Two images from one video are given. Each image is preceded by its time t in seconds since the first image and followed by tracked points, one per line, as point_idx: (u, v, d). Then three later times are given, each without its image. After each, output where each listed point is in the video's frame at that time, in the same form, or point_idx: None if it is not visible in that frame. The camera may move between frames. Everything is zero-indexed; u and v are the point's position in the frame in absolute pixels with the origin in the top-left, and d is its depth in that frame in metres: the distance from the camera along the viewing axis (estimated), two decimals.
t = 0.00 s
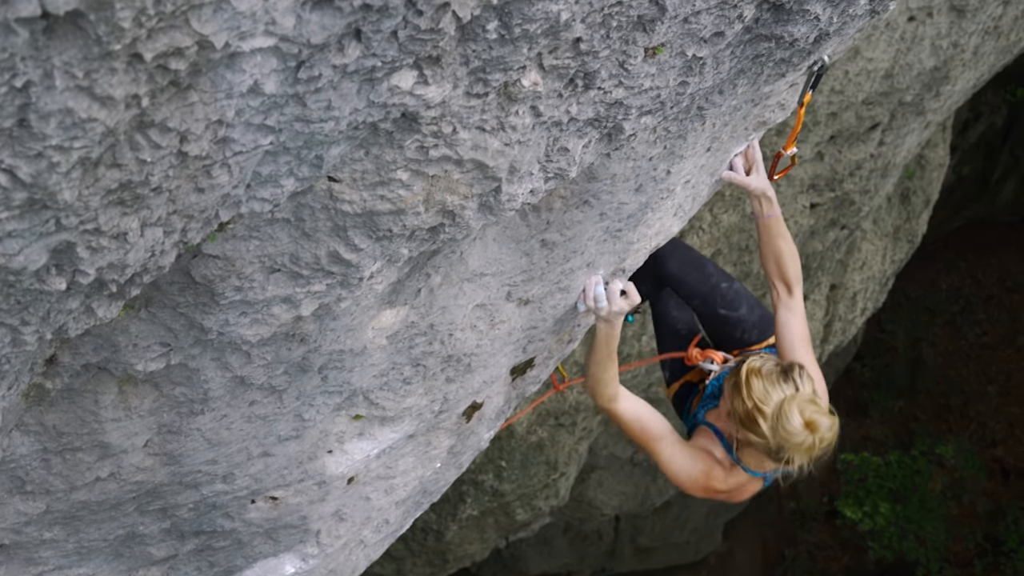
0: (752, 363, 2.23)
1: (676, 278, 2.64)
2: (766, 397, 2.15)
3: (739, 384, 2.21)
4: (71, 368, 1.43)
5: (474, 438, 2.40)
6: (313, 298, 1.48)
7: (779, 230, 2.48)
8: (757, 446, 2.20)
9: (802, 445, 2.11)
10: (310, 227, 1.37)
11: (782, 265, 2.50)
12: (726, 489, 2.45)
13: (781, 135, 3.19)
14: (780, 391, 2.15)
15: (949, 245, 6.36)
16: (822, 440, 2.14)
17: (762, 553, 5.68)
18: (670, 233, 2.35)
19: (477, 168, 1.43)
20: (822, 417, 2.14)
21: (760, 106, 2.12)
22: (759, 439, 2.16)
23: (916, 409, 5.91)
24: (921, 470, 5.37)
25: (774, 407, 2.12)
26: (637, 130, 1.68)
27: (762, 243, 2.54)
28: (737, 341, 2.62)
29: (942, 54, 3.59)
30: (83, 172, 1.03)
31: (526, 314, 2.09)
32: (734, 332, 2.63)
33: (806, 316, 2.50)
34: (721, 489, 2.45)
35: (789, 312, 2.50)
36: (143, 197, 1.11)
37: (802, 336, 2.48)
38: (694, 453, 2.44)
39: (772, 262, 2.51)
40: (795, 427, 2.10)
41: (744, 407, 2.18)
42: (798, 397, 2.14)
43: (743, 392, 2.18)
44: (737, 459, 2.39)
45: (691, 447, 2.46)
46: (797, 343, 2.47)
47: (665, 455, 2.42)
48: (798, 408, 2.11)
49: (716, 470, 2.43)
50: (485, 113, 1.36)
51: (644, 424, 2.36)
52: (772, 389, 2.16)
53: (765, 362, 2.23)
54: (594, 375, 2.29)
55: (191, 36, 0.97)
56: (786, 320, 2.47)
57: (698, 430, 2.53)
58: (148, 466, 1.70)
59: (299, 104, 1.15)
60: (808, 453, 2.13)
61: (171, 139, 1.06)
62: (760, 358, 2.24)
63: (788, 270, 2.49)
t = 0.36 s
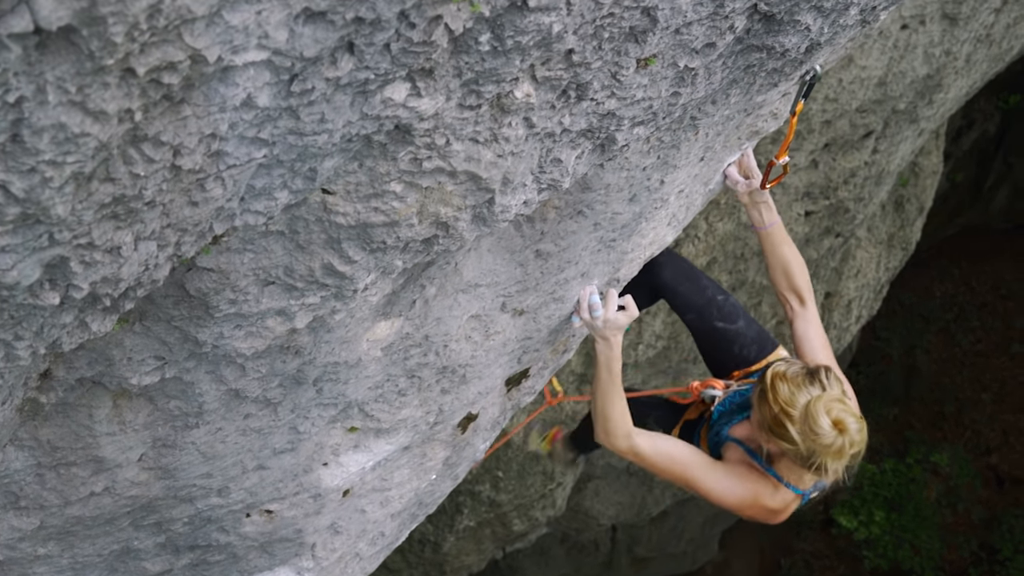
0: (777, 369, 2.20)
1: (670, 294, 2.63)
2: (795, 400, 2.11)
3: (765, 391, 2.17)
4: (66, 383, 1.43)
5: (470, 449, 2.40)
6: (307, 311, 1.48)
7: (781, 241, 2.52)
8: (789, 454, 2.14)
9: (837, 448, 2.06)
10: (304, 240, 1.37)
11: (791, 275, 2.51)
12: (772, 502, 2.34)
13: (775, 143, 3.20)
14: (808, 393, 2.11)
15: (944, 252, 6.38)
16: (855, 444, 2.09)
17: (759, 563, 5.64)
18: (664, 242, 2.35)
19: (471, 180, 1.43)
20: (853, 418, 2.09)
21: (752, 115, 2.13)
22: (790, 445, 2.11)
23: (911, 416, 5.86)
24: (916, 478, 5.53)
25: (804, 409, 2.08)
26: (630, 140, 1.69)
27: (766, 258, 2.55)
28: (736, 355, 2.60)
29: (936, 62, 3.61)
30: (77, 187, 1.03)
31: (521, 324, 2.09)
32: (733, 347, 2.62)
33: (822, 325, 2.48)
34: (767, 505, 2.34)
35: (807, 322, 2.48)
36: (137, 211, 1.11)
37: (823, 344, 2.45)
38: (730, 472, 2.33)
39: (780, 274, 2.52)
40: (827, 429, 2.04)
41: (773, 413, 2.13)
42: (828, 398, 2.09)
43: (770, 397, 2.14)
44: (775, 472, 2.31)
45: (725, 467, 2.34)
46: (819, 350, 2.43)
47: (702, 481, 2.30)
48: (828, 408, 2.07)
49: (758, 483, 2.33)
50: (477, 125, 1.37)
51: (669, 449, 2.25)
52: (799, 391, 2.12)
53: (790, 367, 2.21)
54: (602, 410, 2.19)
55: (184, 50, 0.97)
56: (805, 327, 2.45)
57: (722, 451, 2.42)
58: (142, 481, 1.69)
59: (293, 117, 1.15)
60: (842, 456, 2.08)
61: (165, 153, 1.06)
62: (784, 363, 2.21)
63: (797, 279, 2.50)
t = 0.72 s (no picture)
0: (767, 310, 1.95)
1: (662, 270, 2.64)
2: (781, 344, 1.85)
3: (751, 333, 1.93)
4: (59, 396, 1.43)
5: (464, 459, 2.40)
6: (301, 322, 1.48)
7: (780, 257, 2.53)
8: (765, 404, 1.92)
9: (815, 398, 1.83)
10: (297, 251, 1.37)
11: (795, 291, 2.49)
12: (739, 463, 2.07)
13: (769, 151, 3.22)
14: (796, 336, 1.86)
15: (938, 259, 6.40)
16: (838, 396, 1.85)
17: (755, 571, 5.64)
18: (658, 251, 2.36)
19: (463, 191, 1.44)
20: (839, 369, 1.86)
21: (745, 125, 2.14)
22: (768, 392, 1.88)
23: (906, 423, 5.87)
24: (912, 484, 5.56)
25: (786, 353, 1.84)
26: (622, 150, 1.70)
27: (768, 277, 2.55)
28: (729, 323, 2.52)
29: (928, 70, 3.63)
30: (69, 201, 1.03)
31: (515, 334, 2.09)
32: (725, 318, 2.54)
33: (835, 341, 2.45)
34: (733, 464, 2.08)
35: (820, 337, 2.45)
36: (129, 224, 1.11)
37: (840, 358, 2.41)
38: (698, 420, 2.13)
39: (784, 289, 2.50)
40: (808, 376, 1.82)
41: (755, 356, 1.90)
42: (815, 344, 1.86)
43: (755, 338, 1.90)
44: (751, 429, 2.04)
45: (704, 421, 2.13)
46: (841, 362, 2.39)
47: (658, 441, 2.15)
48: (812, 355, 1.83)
49: (723, 434, 2.09)
50: (470, 136, 1.37)
51: (633, 451, 2.19)
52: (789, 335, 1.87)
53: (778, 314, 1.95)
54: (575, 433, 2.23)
55: (177, 64, 0.97)
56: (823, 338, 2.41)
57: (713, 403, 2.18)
58: (136, 494, 1.69)
59: (285, 130, 1.15)
60: (824, 409, 1.86)
61: (157, 166, 1.07)
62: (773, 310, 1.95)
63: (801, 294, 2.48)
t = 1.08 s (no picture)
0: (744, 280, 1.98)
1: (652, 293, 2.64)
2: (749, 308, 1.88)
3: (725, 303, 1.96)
4: (52, 411, 1.43)
5: (458, 471, 2.40)
6: (293, 335, 1.48)
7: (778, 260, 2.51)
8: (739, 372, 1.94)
9: (786, 360, 1.84)
10: (289, 265, 1.38)
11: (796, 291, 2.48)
12: (733, 454, 2.09)
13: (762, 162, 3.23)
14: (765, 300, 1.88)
15: (932, 268, 6.42)
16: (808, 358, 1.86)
17: None
18: (650, 262, 2.37)
19: (454, 205, 1.45)
20: (810, 330, 1.86)
21: (735, 137, 2.15)
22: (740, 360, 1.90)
23: (902, 432, 5.87)
24: (908, 493, 5.50)
25: (753, 316, 1.86)
26: (612, 163, 1.71)
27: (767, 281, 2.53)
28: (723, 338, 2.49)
29: (919, 81, 3.66)
30: (61, 217, 1.04)
31: (508, 345, 2.10)
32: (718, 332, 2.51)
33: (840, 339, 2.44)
34: (727, 456, 2.10)
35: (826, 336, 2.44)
36: (121, 239, 1.12)
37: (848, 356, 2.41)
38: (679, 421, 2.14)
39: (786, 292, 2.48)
40: (774, 338, 1.83)
41: (727, 324, 1.93)
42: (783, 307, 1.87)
43: (726, 306, 1.91)
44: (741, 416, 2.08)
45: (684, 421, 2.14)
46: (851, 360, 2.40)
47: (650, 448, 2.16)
48: (780, 316, 1.85)
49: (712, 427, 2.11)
50: (461, 150, 1.38)
51: (631, 457, 2.21)
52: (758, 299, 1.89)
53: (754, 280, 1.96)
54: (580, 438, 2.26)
55: (168, 81, 0.98)
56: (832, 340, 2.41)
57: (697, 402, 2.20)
58: (128, 507, 1.69)
59: (277, 145, 1.16)
60: (795, 373, 1.86)
61: (149, 182, 1.07)
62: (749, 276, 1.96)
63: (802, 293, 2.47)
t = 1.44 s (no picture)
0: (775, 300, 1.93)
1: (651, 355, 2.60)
2: (785, 324, 1.83)
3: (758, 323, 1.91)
4: (41, 429, 1.44)
5: (449, 486, 2.41)
6: (282, 352, 1.49)
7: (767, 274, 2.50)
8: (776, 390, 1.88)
9: (825, 374, 1.78)
10: (278, 282, 1.39)
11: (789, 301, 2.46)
12: (779, 495, 1.96)
13: (750, 177, 3.26)
14: (801, 314, 1.83)
15: (923, 281, 6.45)
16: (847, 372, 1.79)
17: None
18: (639, 278, 2.39)
19: (442, 222, 1.46)
20: (844, 341, 1.81)
21: (721, 153, 2.17)
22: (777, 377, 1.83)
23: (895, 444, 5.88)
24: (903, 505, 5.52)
25: (790, 332, 1.80)
26: (599, 180, 1.73)
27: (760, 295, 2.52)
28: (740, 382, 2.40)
29: (905, 96, 3.69)
30: (50, 237, 1.05)
31: (497, 361, 2.11)
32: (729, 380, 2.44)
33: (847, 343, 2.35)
34: (773, 498, 1.97)
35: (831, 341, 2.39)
36: (110, 259, 1.13)
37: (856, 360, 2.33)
38: (716, 460, 1.98)
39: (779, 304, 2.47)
40: (813, 351, 1.77)
41: (761, 342, 1.87)
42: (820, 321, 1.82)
43: (760, 324, 1.87)
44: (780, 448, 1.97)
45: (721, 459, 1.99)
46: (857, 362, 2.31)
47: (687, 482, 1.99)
48: (817, 330, 1.79)
49: (756, 469, 1.96)
50: (448, 168, 1.39)
51: (661, 486, 2.06)
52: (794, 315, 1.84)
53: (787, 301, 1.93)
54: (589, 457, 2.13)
55: (156, 103, 1.00)
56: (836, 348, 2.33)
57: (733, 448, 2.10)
58: (118, 524, 1.69)
59: (264, 165, 1.17)
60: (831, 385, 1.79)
61: (138, 202, 1.09)
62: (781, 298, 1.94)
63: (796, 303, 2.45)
